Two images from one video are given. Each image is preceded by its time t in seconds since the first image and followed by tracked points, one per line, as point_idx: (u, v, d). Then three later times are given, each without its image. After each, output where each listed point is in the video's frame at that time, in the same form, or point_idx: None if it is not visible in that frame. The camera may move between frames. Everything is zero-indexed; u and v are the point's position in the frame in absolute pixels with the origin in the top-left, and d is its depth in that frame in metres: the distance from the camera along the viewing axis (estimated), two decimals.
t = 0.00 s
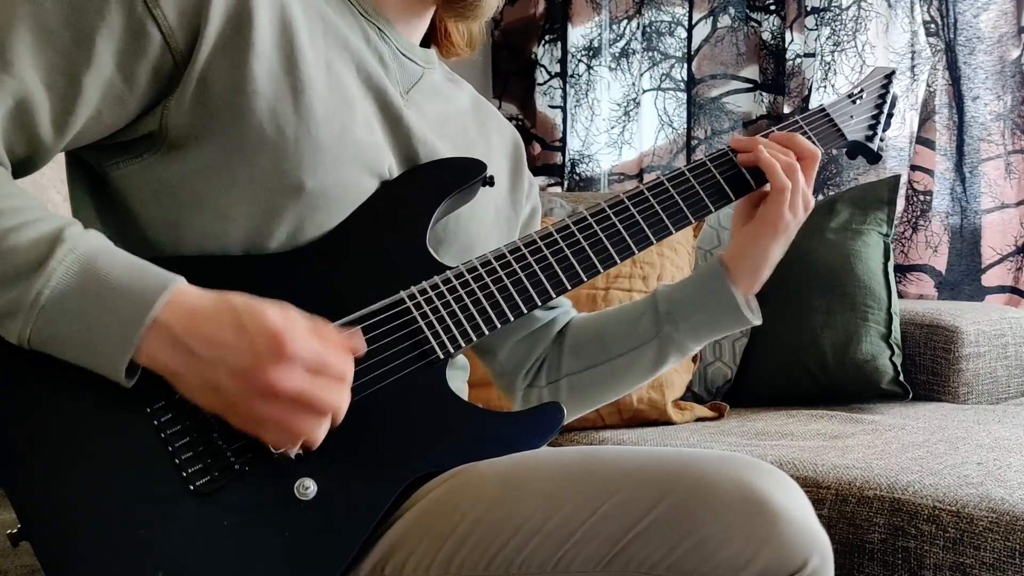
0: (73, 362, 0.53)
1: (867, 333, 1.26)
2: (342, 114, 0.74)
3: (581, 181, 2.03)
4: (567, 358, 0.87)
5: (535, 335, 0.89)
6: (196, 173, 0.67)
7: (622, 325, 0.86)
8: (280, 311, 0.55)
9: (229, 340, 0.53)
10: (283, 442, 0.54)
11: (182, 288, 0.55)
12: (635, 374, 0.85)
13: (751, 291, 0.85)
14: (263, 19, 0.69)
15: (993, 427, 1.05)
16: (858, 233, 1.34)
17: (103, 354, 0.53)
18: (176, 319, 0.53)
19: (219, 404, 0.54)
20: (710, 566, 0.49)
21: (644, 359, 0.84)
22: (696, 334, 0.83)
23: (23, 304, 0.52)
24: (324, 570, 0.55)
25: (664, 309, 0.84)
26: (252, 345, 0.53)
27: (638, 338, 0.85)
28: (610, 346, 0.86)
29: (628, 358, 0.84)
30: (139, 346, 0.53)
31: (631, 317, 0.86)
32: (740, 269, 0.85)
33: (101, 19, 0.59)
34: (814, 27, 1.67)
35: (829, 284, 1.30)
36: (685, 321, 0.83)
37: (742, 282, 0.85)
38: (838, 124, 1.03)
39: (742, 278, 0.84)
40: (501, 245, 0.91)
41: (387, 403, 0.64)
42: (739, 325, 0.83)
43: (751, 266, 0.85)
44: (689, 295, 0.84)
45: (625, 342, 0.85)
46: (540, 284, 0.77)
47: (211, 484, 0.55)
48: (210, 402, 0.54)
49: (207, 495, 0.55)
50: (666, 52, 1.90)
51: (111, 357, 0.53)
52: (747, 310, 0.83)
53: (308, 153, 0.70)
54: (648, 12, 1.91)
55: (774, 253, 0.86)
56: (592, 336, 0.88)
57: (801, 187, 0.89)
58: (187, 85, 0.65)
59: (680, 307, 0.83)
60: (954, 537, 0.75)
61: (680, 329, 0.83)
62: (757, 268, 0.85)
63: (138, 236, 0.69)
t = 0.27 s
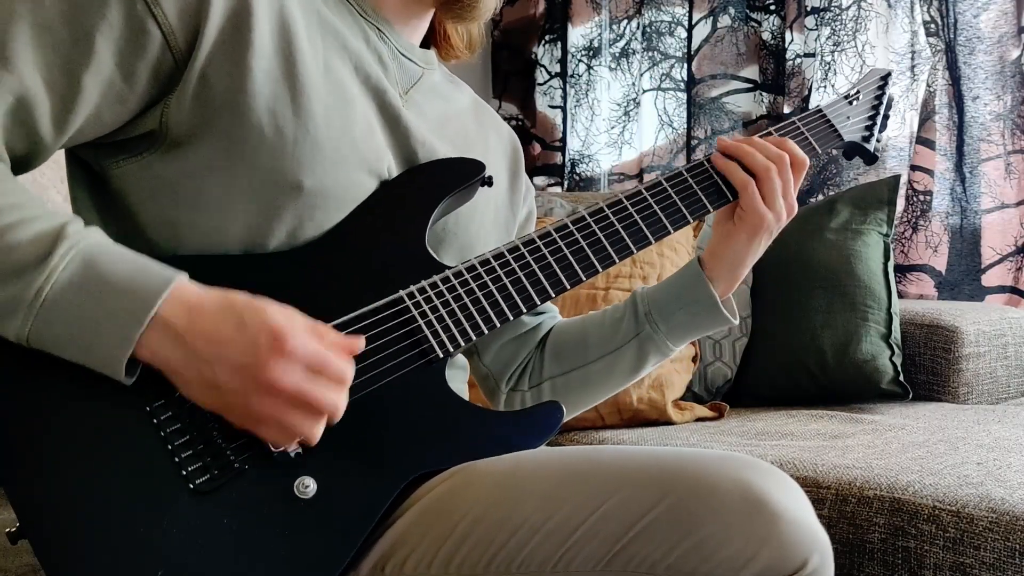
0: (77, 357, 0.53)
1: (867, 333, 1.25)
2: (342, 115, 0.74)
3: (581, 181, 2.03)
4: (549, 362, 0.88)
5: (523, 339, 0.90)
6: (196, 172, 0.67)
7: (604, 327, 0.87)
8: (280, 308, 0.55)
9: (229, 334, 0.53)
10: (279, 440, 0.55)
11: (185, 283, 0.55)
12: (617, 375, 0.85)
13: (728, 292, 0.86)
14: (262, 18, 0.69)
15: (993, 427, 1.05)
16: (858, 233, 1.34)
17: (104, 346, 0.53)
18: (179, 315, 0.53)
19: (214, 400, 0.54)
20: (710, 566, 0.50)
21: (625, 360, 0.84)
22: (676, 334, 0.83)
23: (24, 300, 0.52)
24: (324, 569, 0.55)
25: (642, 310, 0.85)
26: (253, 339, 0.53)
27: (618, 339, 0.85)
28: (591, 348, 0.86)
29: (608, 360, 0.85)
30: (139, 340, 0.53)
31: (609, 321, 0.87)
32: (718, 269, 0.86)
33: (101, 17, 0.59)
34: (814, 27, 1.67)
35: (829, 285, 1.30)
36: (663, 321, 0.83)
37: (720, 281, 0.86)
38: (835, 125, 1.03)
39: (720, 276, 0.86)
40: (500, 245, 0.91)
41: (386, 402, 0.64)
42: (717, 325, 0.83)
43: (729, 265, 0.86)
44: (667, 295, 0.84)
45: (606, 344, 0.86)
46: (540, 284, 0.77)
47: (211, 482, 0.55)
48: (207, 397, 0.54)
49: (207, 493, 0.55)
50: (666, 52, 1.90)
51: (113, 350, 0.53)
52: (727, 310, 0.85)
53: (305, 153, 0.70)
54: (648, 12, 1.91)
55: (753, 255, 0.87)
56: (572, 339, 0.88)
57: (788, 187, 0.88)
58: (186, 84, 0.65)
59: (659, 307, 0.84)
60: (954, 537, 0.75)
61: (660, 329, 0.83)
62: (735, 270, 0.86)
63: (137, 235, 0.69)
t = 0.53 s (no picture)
0: (77, 354, 0.53)
1: (867, 333, 1.25)
2: (342, 114, 0.74)
3: (581, 181, 2.02)
4: (549, 360, 0.88)
5: (524, 337, 0.90)
6: (194, 172, 0.67)
7: (605, 327, 0.87)
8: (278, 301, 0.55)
9: (229, 324, 0.53)
10: (281, 432, 0.55)
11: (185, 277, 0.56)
12: (615, 376, 0.85)
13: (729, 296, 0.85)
14: (260, 18, 0.69)
15: (993, 427, 1.05)
16: (858, 233, 1.34)
17: (105, 340, 0.53)
18: (177, 306, 0.54)
19: (219, 394, 0.54)
20: (709, 566, 0.50)
21: (625, 361, 0.84)
22: (676, 337, 0.83)
23: (23, 297, 0.52)
24: (324, 567, 0.55)
25: (643, 312, 0.85)
26: (253, 328, 0.53)
27: (619, 340, 0.85)
28: (591, 348, 0.86)
29: (608, 360, 0.85)
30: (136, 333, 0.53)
31: (610, 321, 0.87)
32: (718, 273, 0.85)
33: (96, 18, 0.59)
34: (814, 27, 1.67)
35: (829, 285, 1.30)
36: (663, 322, 0.83)
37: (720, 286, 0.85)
38: (833, 127, 1.03)
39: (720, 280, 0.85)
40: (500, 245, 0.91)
41: (386, 401, 0.64)
42: (716, 329, 0.83)
43: (727, 269, 0.85)
44: (668, 297, 0.84)
45: (606, 344, 0.86)
46: (540, 285, 0.77)
47: (211, 481, 0.55)
48: (209, 391, 0.54)
49: (207, 492, 0.55)
50: (666, 52, 1.90)
51: (114, 346, 0.53)
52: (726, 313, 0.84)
53: (304, 152, 0.69)
54: (648, 12, 1.91)
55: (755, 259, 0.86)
56: (572, 338, 0.88)
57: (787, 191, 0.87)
58: (184, 84, 0.65)
59: (660, 309, 0.84)
60: (954, 537, 0.75)
61: (660, 331, 0.83)
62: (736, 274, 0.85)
63: (137, 235, 0.69)
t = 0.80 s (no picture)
0: (73, 344, 0.53)
1: (867, 333, 1.25)
2: (344, 115, 0.74)
3: (581, 181, 2.02)
4: (507, 363, 0.88)
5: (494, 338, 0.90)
6: (195, 172, 0.67)
7: (563, 335, 0.87)
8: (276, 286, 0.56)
9: (230, 306, 0.53)
10: (286, 417, 0.54)
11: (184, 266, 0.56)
12: (566, 384, 0.85)
13: (682, 311, 0.85)
14: (262, 18, 0.69)
15: (993, 427, 1.05)
16: (858, 233, 1.34)
17: (100, 328, 0.52)
18: (176, 294, 0.54)
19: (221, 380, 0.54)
20: (711, 566, 0.49)
21: (576, 370, 0.84)
22: (627, 350, 0.83)
23: (21, 285, 0.52)
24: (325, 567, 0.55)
25: (597, 322, 0.85)
26: (255, 308, 0.54)
27: (573, 348, 0.85)
28: (547, 355, 0.86)
29: (561, 369, 0.85)
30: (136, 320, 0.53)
31: (569, 329, 0.87)
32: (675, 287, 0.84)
33: (97, 16, 0.59)
34: (814, 27, 1.67)
35: (829, 285, 1.30)
36: (614, 335, 0.83)
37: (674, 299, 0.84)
38: (824, 135, 1.03)
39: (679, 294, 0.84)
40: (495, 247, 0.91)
41: (388, 400, 0.64)
42: (665, 345, 0.83)
43: (683, 286, 0.84)
44: (625, 309, 0.84)
45: (562, 352, 0.86)
46: (540, 285, 0.77)
47: (216, 478, 0.55)
48: (212, 377, 0.54)
49: (212, 489, 0.55)
50: (666, 52, 1.90)
51: (107, 334, 0.52)
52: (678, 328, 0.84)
53: (307, 152, 0.69)
54: (648, 12, 1.91)
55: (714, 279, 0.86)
56: (531, 343, 0.88)
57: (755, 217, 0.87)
58: (184, 83, 0.65)
59: (614, 320, 0.84)
60: (954, 537, 0.75)
61: (610, 343, 0.83)
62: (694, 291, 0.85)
63: (137, 234, 0.69)
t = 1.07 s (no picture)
0: (77, 346, 0.53)
1: (867, 333, 1.25)
2: (340, 115, 0.74)
3: (582, 181, 2.02)
4: (505, 365, 0.88)
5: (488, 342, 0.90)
6: (190, 172, 0.67)
7: (559, 339, 0.87)
8: (282, 291, 0.56)
9: (239, 310, 0.53)
10: (288, 417, 0.54)
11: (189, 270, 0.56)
12: (563, 388, 0.85)
13: (680, 315, 0.84)
14: (258, 19, 0.69)
15: (993, 427, 1.05)
16: (858, 233, 1.34)
17: (109, 334, 0.53)
18: (183, 295, 0.54)
19: (225, 384, 0.54)
20: (710, 564, 0.49)
21: (575, 374, 0.84)
22: (624, 354, 0.83)
23: (25, 291, 0.52)
24: (323, 567, 0.55)
25: (594, 326, 0.85)
26: (264, 315, 0.54)
27: (570, 352, 0.85)
28: (543, 358, 0.86)
29: (559, 372, 0.85)
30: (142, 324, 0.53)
31: (566, 333, 0.87)
32: (670, 288, 0.83)
33: (94, 17, 0.59)
34: (814, 26, 1.67)
35: (829, 285, 1.30)
36: (613, 339, 0.83)
37: (670, 302, 0.83)
38: (821, 126, 1.03)
39: (674, 299, 0.83)
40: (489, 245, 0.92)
41: (386, 401, 0.64)
42: (664, 349, 0.83)
43: (678, 287, 0.83)
44: (623, 313, 0.84)
45: (559, 355, 0.86)
46: (537, 284, 0.77)
47: (215, 482, 0.55)
48: (217, 380, 0.54)
49: (210, 493, 0.55)
50: (666, 52, 1.90)
51: (115, 338, 0.53)
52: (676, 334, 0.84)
53: (304, 153, 0.70)
54: (648, 12, 1.91)
55: (713, 279, 0.85)
56: (528, 346, 0.88)
57: (748, 211, 0.86)
58: (180, 84, 0.65)
59: (611, 324, 0.84)
60: (954, 537, 0.75)
61: (608, 347, 0.83)
62: (692, 292, 0.83)
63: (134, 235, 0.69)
